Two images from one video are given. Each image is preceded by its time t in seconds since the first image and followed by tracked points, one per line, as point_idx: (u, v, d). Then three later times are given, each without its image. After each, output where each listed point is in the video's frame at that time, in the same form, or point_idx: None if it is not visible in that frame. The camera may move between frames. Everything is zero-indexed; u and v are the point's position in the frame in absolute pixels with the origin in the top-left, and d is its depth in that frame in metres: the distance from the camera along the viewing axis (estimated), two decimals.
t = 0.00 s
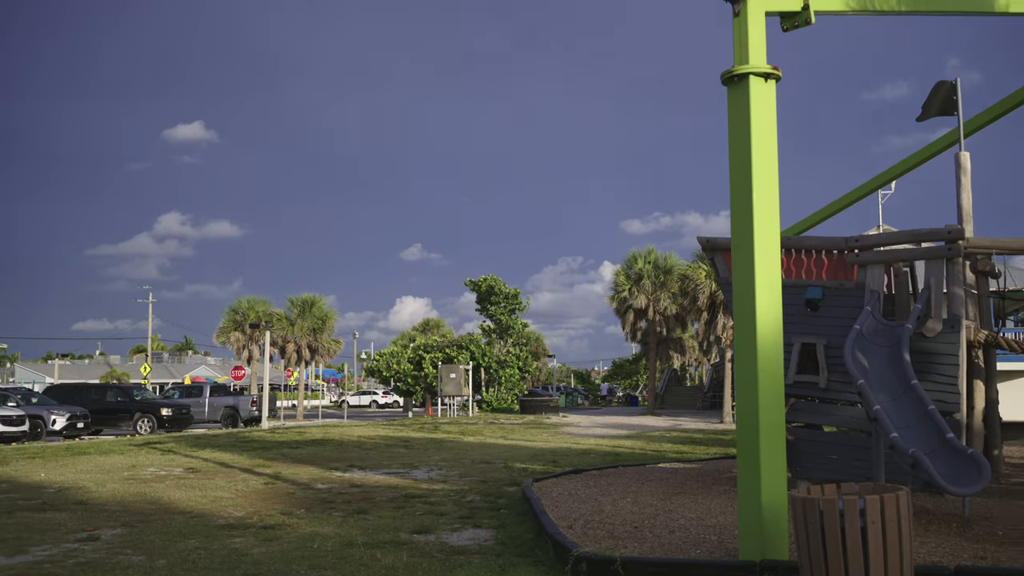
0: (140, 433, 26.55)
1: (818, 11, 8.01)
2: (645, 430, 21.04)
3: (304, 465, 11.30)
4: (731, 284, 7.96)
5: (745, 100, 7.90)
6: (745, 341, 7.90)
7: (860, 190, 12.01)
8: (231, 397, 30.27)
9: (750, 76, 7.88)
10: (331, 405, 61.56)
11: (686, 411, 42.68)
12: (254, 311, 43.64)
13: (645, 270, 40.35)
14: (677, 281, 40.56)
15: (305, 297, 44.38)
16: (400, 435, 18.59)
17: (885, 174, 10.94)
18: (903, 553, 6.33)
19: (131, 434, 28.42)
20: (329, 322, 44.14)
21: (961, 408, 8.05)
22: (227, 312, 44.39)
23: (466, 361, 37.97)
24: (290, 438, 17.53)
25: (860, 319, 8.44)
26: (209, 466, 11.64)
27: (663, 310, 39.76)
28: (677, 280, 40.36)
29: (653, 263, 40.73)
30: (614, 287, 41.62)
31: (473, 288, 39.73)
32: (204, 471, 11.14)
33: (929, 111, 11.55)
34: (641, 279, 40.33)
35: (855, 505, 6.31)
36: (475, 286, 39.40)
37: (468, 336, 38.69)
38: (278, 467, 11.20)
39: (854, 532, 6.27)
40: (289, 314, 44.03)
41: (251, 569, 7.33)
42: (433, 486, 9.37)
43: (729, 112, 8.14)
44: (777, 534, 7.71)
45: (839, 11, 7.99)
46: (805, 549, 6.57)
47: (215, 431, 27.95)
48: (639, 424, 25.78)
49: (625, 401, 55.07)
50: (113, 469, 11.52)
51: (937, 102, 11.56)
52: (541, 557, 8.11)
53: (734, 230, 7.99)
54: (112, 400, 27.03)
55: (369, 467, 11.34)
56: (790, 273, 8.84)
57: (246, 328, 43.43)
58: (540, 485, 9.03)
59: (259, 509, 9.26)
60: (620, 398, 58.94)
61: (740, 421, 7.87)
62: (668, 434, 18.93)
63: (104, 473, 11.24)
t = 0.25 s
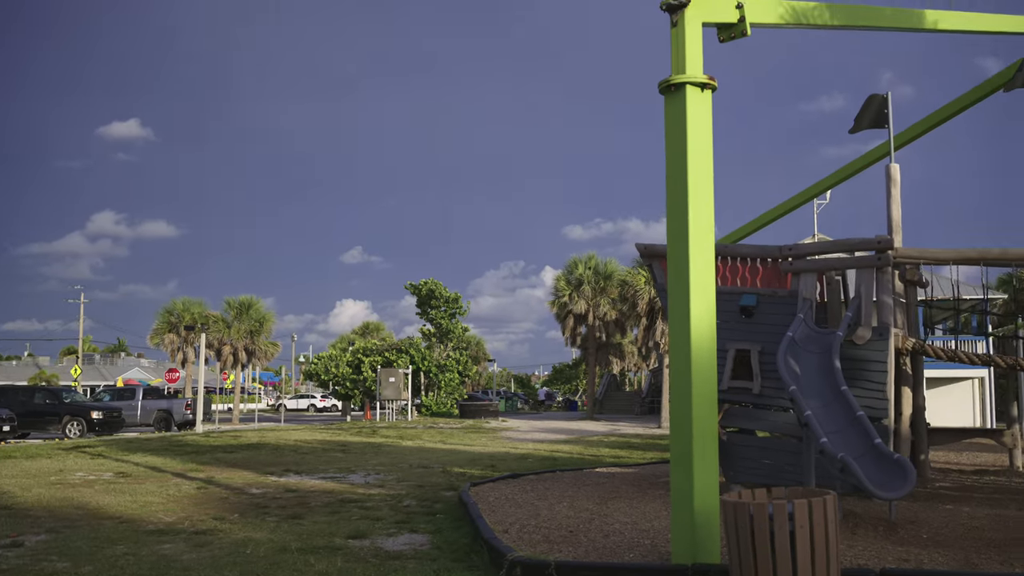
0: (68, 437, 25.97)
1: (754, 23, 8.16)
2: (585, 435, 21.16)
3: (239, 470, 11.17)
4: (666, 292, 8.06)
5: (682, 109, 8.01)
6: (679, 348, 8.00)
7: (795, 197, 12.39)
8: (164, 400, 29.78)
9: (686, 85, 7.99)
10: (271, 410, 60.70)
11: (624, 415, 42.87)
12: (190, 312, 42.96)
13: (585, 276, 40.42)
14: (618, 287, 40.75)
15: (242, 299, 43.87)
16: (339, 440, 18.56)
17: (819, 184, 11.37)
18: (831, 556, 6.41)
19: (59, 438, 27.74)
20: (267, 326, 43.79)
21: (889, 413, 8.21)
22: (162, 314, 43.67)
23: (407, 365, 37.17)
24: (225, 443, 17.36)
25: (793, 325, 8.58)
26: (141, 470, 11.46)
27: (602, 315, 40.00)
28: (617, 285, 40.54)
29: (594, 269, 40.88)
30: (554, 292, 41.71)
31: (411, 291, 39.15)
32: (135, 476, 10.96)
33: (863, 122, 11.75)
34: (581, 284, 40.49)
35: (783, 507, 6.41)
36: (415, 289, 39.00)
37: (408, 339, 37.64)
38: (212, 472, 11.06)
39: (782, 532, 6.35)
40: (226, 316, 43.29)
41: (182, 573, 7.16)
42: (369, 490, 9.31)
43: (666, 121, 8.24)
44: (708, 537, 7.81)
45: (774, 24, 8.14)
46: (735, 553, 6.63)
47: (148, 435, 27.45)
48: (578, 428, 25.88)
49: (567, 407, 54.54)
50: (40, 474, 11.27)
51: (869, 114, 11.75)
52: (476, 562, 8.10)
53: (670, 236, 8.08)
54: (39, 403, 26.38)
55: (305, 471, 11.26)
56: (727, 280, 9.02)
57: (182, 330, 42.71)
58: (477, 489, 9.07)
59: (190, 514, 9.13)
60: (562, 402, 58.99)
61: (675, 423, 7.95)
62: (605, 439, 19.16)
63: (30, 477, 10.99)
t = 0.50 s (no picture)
0: None
1: (695, 31, 8.26)
2: (528, 438, 21.25)
3: (176, 475, 11.02)
4: (606, 295, 8.12)
5: (624, 115, 8.08)
6: (618, 351, 8.06)
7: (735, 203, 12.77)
8: (99, 402, 29.19)
9: (628, 91, 8.06)
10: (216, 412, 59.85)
11: (567, 417, 43.05)
12: (127, 313, 42.20)
13: (529, 278, 40.59)
14: (562, 290, 40.88)
15: (183, 299, 42.88)
16: (279, 443, 18.39)
17: (760, 190, 11.80)
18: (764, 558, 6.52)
19: None
20: (205, 327, 42.83)
21: (824, 416, 8.36)
22: (98, 314, 42.83)
23: (348, 368, 36.72)
24: (163, 447, 17.09)
25: (732, 330, 8.71)
26: (74, 475, 11.24)
27: (546, 318, 40.16)
28: (562, 289, 40.66)
29: (538, 272, 41.00)
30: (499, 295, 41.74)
31: (355, 292, 38.72)
32: (68, 480, 10.74)
33: (801, 131, 11.87)
34: (524, 288, 40.69)
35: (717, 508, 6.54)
36: (357, 290, 38.67)
37: (350, 341, 37.19)
38: (147, 476, 10.89)
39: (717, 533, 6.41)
40: (164, 317, 42.40)
41: None
42: (310, 496, 9.29)
43: (609, 126, 8.30)
44: (645, 538, 7.89)
45: (714, 32, 8.24)
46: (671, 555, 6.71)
47: (80, 438, 26.86)
48: (523, 431, 25.94)
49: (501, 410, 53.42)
50: None
51: (807, 123, 11.86)
52: (416, 565, 8.09)
53: (610, 240, 8.15)
54: None
55: (244, 475, 11.15)
56: (668, 284, 9.21)
57: (118, 331, 41.92)
58: (418, 493, 9.22)
59: (124, 519, 8.97)
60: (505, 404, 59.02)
61: (614, 425, 8.01)
62: (549, 442, 19.25)
63: None
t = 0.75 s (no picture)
0: None
1: (643, 33, 8.31)
2: (477, 437, 21.29)
3: (117, 476, 10.84)
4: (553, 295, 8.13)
5: (572, 116, 8.11)
6: (564, 351, 8.08)
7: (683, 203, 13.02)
8: (37, 402, 28.56)
9: (576, 92, 8.09)
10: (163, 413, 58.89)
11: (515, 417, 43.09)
12: (67, 311, 41.40)
13: (478, 278, 40.63)
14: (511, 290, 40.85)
15: (126, 298, 42.19)
16: (224, 443, 18.19)
17: (708, 191, 12.05)
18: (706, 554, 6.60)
19: None
20: (150, 325, 42.25)
21: (768, 416, 8.45)
22: (38, 313, 41.99)
23: (296, 367, 36.03)
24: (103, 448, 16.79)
25: (678, 330, 8.78)
26: (11, 476, 11.01)
27: (496, 318, 40.25)
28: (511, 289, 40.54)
29: (488, 272, 41.01)
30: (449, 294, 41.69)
31: (303, 292, 37.98)
32: (5, 481, 10.52)
33: (748, 132, 11.98)
34: (474, 287, 40.68)
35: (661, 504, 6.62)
36: (304, 289, 38.03)
37: (297, 341, 36.62)
38: (88, 477, 10.70)
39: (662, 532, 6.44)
40: (106, 315, 41.56)
41: None
42: (255, 497, 9.23)
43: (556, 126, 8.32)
44: (591, 536, 7.94)
45: (661, 35, 8.31)
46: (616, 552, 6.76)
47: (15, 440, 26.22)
48: (474, 430, 25.95)
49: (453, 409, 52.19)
50: None
51: (753, 125, 11.96)
52: (361, 565, 8.05)
53: (558, 241, 8.17)
54: None
55: (188, 476, 11.02)
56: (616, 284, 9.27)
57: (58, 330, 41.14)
58: (364, 493, 9.29)
59: (63, 521, 8.81)
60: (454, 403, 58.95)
61: (560, 426, 8.04)
62: (498, 442, 19.27)
63: None
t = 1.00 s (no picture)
0: None
1: (590, 34, 8.32)
2: (424, 436, 21.21)
3: (52, 475, 10.62)
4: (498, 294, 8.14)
5: (519, 115, 8.10)
6: (509, 350, 8.09)
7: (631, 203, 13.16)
8: None
9: (523, 91, 8.07)
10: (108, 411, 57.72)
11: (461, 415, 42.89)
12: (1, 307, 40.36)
13: (426, 276, 40.40)
14: (460, 289, 41.03)
15: (63, 293, 41.30)
16: (164, 441, 17.93)
17: (657, 191, 12.20)
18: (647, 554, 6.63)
19: None
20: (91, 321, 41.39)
21: (710, 415, 8.56)
22: None
23: (239, 364, 35.19)
24: (38, 446, 16.42)
25: (623, 329, 8.88)
26: None
27: (443, 317, 40.21)
28: (458, 288, 40.93)
29: (435, 270, 40.80)
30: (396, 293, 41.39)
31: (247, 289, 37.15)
32: None
33: (694, 135, 11.98)
34: (421, 286, 40.42)
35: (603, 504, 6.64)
36: (246, 284, 37.35)
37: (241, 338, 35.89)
38: (22, 477, 10.47)
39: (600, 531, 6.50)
40: (44, 311, 40.55)
41: None
42: (195, 497, 9.16)
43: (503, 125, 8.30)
44: (534, 535, 7.95)
45: (608, 36, 8.35)
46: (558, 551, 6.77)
47: None
48: (422, 429, 25.82)
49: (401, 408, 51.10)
50: None
51: (700, 128, 11.98)
52: (302, 565, 7.99)
53: (503, 240, 8.17)
54: None
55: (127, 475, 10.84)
56: (563, 284, 9.30)
57: None
58: (307, 491, 9.30)
59: None
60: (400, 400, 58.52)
61: (504, 424, 8.04)
62: (445, 441, 19.24)
63: None
